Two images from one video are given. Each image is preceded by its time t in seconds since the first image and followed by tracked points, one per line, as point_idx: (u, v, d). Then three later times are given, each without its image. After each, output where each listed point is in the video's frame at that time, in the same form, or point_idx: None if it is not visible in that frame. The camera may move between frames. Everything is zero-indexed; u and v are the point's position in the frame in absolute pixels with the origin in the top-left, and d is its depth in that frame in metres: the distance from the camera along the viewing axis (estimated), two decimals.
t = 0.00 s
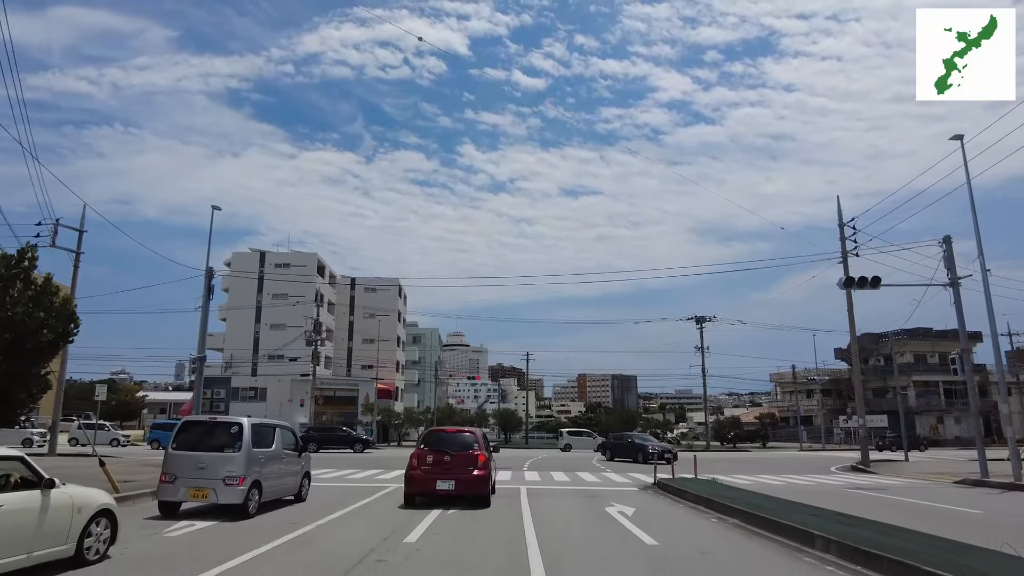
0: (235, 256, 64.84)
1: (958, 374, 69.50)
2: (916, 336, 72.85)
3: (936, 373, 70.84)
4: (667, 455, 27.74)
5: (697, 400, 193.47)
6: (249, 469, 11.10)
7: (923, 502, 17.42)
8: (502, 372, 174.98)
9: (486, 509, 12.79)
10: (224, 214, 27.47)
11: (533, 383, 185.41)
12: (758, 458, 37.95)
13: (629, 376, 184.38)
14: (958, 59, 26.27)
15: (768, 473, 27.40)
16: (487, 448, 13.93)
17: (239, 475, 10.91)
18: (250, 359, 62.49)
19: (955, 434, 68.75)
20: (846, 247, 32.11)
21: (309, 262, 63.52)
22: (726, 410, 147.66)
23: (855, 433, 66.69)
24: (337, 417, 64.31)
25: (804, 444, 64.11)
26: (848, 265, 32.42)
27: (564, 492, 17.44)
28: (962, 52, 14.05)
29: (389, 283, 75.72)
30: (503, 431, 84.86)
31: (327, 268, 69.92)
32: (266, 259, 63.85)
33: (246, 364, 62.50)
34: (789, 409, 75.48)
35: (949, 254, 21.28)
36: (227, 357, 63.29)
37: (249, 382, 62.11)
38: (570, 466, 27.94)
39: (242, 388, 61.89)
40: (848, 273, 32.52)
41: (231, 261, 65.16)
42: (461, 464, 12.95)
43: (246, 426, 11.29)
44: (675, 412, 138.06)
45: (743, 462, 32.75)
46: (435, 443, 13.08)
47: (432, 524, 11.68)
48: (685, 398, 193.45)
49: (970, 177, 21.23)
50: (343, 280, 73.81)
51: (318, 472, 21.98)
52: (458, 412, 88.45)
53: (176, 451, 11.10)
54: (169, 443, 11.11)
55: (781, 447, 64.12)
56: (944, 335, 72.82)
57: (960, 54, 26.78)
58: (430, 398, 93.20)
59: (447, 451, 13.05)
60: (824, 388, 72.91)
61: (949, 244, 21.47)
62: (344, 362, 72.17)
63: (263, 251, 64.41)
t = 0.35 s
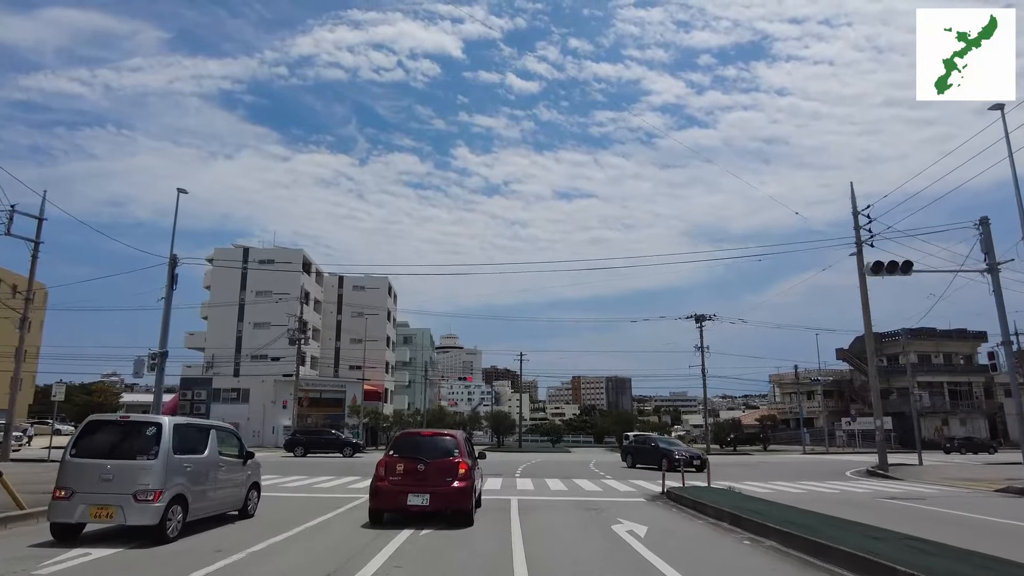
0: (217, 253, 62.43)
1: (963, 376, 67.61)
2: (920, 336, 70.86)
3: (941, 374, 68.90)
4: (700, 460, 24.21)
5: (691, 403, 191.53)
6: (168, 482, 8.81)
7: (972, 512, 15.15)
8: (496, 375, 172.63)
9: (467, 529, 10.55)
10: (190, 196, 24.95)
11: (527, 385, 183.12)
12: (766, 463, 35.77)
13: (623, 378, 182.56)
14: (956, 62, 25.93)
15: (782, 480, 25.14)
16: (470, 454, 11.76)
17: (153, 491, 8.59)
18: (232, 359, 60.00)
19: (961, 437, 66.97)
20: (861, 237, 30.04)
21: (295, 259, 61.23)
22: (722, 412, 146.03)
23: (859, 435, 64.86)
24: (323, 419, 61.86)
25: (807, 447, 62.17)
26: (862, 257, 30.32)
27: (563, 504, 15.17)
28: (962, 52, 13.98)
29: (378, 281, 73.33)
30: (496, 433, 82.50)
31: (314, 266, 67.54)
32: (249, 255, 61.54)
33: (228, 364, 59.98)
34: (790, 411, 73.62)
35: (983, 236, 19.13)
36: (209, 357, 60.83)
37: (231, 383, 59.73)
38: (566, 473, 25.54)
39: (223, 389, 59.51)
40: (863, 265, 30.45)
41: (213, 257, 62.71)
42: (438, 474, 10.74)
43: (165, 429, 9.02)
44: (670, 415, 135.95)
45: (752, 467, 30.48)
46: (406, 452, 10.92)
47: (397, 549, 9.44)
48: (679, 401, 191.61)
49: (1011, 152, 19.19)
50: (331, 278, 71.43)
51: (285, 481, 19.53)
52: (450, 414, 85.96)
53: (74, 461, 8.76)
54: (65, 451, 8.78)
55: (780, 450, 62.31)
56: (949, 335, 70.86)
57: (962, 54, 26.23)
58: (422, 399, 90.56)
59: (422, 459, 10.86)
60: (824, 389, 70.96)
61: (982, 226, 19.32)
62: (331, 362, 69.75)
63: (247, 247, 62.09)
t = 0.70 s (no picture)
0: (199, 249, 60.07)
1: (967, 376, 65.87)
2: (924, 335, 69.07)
3: (946, 374, 67.08)
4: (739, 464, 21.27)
5: (686, 404, 189.59)
6: (43, 502, 6.68)
7: None
8: (489, 376, 170.19)
9: (440, 558, 8.47)
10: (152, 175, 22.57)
11: (521, 387, 180.83)
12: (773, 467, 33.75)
13: (618, 380, 180.73)
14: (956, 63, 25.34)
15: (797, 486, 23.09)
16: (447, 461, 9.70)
17: (20, 514, 6.47)
18: (214, 358, 57.66)
19: (966, 439, 65.12)
20: (876, 226, 28.04)
21: (280, 255, 59.00)
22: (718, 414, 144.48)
23: (862, 437, 62.96)
24: (309, 421, 59.64)
25: (809, 450, 60.25)
26: (878, 246, 28.34)
27: (560, 518, 13.03)
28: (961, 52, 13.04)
29: (367, 279, 71.06)
30: (488, 436, 80.31)
31: (300, 263, 65.31)
32: (232, 251, 59.23)
33: (209, 364, 57.61)
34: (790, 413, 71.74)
35: None
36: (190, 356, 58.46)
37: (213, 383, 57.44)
38: (565, 479, 23.40)
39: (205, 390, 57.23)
40: (878, 255, 28.47)
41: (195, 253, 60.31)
42: (406, 488, 8.66)
43: (42, 433, 6.91)
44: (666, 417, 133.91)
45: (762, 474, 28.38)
46: (366, 461, 8.81)
47: None
48: (674, 402, 189.73)
49: None
50: (319, 276, 69.22)
51: (247, 489, 17.24)
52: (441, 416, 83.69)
53: None
54: None
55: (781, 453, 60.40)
56: (954, 334, 69.04)
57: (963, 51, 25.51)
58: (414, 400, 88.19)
59: (387, 468, 8.78)
60: (826, 390, 69.08)
61: None
62: (319, 362, 67.45)
63: (230, 243, 59.79)
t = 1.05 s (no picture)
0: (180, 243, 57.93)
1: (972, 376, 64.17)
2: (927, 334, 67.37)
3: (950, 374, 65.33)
4: (790, 471, 18.21)
5: (681, 405, 187.76)
6: None
7: None
8: (483, 377, 167.84)
9: None
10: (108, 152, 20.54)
11: (515, 388, 178.62)
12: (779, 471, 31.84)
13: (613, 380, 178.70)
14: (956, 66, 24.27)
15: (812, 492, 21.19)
16: (415, 467, 7.80)
17: None
18: (196, 356, 55.51)
19: (970, 440, 63.48)
20: (893, 213, 26.15)
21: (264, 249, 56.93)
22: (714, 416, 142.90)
23: (864, 438, 61.35)
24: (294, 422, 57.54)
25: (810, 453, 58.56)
26: (895, 234, 26.49)
27: (555, 534, 11.13)
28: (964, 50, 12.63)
29: (355, 275, 69.02)
30: (480, 437, 78.29)
31: (286, 258, 63.24)
32: (215, 246, 57.15)
33: (191, 362, 55.45)
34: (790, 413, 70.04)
35: None
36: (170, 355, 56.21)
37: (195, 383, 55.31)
38: (561, 484, 21.44)
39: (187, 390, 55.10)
40: (895, 245, 26.65)
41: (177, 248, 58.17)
42: (359, 504, 6.74)
43: None
44: (662, 417, 131.95)
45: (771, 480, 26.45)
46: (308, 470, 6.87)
47: None
48: (669, 403, 187.86)
49: None
50: (306, 272, 67.15)
51: (203, 498, 15.22)
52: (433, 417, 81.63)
53: None
54: None
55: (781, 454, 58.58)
56: (959, 332, 67.30)
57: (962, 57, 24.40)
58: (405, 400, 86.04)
59: (336, 479, 6.85)
60: (827, 390, 67.27)
61: None
62: (305, 361, 65.32)
63: (213, 237, 57.70)
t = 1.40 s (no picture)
0: (162, 237, 55.95)
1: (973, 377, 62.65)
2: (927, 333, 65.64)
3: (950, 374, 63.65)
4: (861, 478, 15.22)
5: (675, 407, 186.34)
6: None
7: None
8: (476, 379, 165.94)
9: None
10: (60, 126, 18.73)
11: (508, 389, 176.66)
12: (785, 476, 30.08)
13: (607, 382, 177.00)
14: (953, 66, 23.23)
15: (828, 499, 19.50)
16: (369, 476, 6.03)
17: None
18: (177, 355, 53.46)
19: (973, 441, 61.90)
20: (910, 199, 24.44)
21: (247, 243, 55.10)
22: (709, 417, 141.47)
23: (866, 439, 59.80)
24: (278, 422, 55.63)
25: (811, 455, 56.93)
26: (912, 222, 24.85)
27: (549, 553, 9.36)
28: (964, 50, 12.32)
29: (344, 272, 67.16)
30: (472, 439, 76.39)
31: (272, 254, 61.31)
32: (198, 240, 55.18)
33: (172, 361, 53.42)
34: (789, 414, 68.35)
35: None
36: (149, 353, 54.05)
37: (175, 382, 53.32)
38: (554, 490, 19.58)
39: (167, 389, 53.10)
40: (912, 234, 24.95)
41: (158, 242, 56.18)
42: (289, 527, 4.99)
43: None
44: (656, 419, 130.20)
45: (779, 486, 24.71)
46: (222, 483, 5.09)
47: None
48: (662, 405, 186.27)
49: None
50: (293, 269, 65.26)
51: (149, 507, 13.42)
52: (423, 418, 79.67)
53: None
54: None
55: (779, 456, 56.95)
56: (960, 332, 65.77)
57: (957, 61, 23.38)
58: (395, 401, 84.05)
59: (256, 493, 5.08)
60: (825, 391, 65.71)
61: None
62: (291, 360, 63.35)
63: (196, 231, 55.75)
